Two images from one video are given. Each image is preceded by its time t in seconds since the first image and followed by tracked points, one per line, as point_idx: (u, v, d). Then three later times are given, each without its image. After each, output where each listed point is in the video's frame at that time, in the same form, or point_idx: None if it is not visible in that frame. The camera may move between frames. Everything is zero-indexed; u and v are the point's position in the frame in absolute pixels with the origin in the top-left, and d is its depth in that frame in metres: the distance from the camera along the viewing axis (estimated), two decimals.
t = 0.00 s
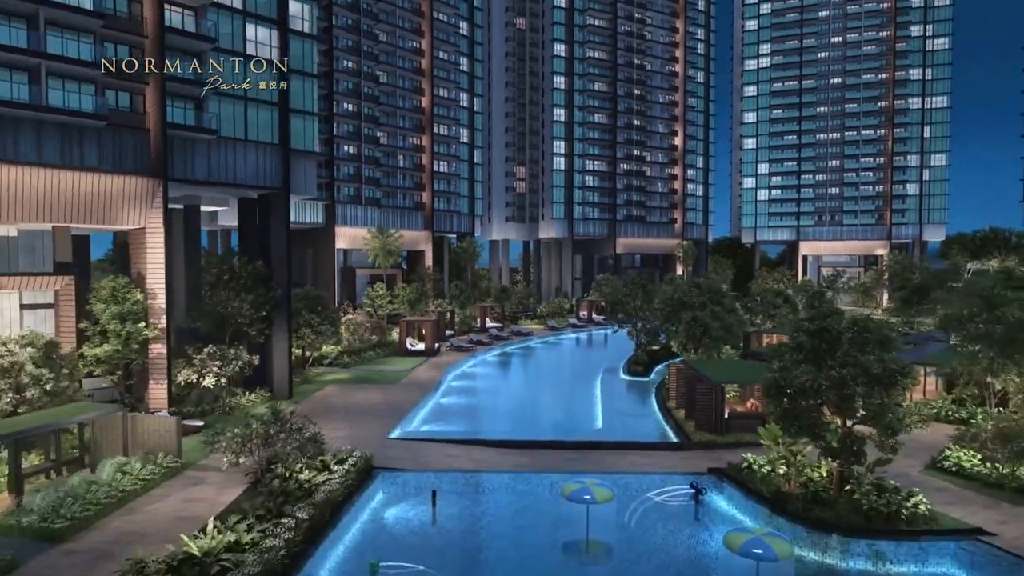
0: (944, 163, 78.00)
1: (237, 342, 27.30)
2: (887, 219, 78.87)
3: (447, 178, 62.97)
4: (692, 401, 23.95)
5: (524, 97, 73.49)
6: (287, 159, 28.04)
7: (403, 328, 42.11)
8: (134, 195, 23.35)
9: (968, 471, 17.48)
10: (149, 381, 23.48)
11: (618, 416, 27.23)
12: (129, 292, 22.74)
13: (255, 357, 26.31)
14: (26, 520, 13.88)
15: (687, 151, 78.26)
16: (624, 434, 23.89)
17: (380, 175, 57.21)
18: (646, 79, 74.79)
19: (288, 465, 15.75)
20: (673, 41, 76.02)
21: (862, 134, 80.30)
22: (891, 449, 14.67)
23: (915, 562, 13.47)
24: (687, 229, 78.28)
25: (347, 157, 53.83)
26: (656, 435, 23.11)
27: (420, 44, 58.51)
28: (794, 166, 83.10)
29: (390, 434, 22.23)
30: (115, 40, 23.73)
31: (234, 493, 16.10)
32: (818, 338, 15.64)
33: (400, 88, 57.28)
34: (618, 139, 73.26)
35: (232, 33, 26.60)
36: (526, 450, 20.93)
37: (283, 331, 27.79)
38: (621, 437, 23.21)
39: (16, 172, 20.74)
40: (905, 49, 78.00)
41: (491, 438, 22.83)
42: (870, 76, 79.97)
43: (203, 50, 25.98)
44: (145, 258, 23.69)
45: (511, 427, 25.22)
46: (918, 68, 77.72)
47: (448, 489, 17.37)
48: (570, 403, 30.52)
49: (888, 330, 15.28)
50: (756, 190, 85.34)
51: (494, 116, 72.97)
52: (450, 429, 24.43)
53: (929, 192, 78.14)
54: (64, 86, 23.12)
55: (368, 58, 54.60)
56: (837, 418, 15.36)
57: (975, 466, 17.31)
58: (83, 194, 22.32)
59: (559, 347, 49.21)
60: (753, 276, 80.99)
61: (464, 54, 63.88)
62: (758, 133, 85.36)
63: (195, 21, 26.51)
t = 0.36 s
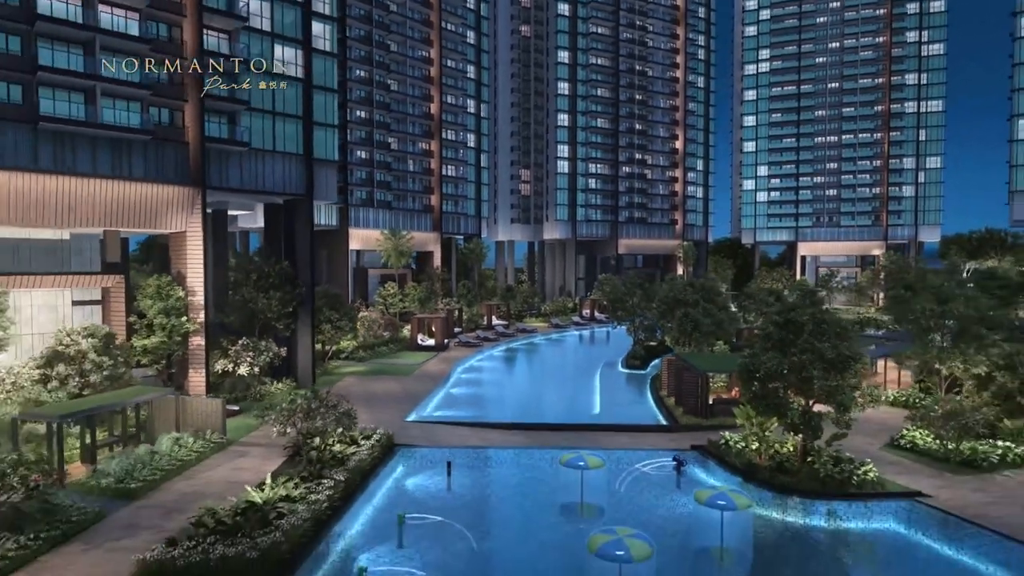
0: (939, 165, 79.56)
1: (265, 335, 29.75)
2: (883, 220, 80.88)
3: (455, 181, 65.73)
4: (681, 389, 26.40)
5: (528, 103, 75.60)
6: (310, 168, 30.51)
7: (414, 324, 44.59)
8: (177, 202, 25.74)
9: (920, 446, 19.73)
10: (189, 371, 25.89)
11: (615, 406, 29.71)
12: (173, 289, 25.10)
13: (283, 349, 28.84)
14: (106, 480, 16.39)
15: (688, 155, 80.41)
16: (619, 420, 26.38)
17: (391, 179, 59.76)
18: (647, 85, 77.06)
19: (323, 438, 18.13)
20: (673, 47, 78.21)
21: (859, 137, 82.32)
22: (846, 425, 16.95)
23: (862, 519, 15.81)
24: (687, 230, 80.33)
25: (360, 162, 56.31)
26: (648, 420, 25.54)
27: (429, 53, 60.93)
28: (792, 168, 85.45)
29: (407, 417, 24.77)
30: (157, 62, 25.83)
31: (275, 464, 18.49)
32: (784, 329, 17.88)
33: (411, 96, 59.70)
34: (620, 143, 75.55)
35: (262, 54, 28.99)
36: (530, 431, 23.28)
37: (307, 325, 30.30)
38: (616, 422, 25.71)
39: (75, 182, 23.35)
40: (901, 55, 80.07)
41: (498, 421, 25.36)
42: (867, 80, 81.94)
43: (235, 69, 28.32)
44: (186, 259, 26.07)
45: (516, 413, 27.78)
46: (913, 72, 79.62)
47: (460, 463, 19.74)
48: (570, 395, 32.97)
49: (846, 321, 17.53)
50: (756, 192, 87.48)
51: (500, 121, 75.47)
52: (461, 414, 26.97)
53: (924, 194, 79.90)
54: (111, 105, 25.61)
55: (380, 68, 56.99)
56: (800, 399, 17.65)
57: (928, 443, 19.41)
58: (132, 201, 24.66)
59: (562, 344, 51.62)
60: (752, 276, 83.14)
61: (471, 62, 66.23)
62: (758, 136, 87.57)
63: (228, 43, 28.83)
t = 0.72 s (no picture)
0: (935, 168, 81.51)
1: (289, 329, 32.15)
2: (880, 221, 82.82)
3: (462, 184, 67.99)
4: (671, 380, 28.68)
5: (533, 107, 77.65)
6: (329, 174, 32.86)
7: (424, 321, 46.95)
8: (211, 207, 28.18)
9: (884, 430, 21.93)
10: (220, 362, 28.21)
11: (612, 396, 32.12)
12: (206, 287, 27.40)
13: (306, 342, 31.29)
14: (161, 452, 18.72)
15: (689, 157, 82.41)
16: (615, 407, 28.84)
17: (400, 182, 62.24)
18: (648, 90, 79.14)
19: (348, 418, 20.51)
20: (674, 53, 80.26)
21: (857, 140, 84.13)
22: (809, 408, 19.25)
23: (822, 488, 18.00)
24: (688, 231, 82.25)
25: (372, 166, 58.75)
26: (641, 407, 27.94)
27: (437, 61, 63.27)
28: (792, 170, 87.53)
29: (420, 404, 27.28)
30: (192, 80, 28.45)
31: (306, 441, 20.80)
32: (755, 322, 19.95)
33: (420, 102, 61.97)
34: (623, 146, 77.73)
35: (287, 70, 31.27)
36: (533, 415, 25.58)
37: (327, 321, 32.72)
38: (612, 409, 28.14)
39: (120, 190, 25.87)
40: (898, 59, 81.62)
41: (504, 408, 27.81)
42: (865, 84, 83.72)
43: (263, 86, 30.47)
44: (218, 260, 28.52)
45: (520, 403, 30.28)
46: (910, 77, 81.38)
47: (469, 442, 22.02)
48: (571, 388, 35.36)
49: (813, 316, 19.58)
50: (756, 194, 89.44)
51: (506, 125, 77.87)
52: (469, 402, 29.41)
53: (920, 195, 81.88)
54: (156, 118, 28.25)
55: (390, 76, 59.25)
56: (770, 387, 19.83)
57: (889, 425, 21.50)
58: (171, 207, 27.11)
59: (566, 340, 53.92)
60: (752, 275, 85.15)
61: (477, 69, 68.56)
62: (758, 139, 89.69)
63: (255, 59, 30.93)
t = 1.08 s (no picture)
0: (933, 169, 83.44)
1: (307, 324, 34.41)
2: (879, 221, 84.40)
3: (469, 186, 70.05)
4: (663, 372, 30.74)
5: (538, 111, 80.10)
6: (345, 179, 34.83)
7: (432, 319, 49.13)
8: (237, 212, 30.50)
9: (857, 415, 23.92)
10: (245, 354, 30.47)
11: (609, 388, 34.20)
12: (233, 285, 29.66)
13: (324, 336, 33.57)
14: (201, 432, 20.87)
15: (690, 159, 84.30)
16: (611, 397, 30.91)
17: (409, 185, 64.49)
18: (651, 94, 80.94)
19: (366, 403, 22.70)
20: (676, 58, 82.23)
21: (856, 142, 85.69)
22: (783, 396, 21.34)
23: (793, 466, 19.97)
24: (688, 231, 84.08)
25: (382, 170, 61.01)
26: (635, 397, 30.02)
27: (445, 68, 65.38)
28: (792, 172, 89.20)
29: (430, 393, 29.45)
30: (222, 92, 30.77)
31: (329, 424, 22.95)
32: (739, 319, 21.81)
33: (427, 107, 64.04)
34: (625, 149, 79.70)
35: (306, 83, 33.91)
36: (535, 404, 27.63)
37: (342, 316, 34.93)
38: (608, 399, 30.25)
39: (156, 196, 28.22)
40: (896, 63, 83.38)
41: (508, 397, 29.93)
42: (864, 87, 85.32)
43: (284, 97, 33.20)
44: (243, 260, 30.85)
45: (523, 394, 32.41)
46: (908, 80, 83.04)
47: (475, 427, 24.13)
48: (571, 381, 37.43)
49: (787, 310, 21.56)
50: (756, 195, 90.83)
51: (511, 128, 80.01)
52: (475, 393, 31.53)
53: (919, 196, 83.54)
54: (190, 130, 30.73)
55: (399, 83, 61.33)
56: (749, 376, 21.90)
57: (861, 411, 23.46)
58: (201, 212, 29.44)
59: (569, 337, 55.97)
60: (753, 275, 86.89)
61: (484, 75, 70.70)
62: (759, 141, 91.47)
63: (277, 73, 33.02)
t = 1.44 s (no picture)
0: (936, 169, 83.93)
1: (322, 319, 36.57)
2: (881, 222, 85.50)
3: (477, 188, 71.87)
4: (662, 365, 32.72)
5: (545, 114, 82.09)
6: (358, 183, 36.96)
7: (442, 316, 51.24)
8: (259, 215, 32.69)
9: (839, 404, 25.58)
10: (266, 347, 32.61)
11: (607, 381, 36.17)
12: (255, 284, 31.86)
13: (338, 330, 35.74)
14: (230, 416, 22.97)
15: (694, 160, 85.95)
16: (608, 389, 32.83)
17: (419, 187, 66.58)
18: (656, 97, 82.70)
19: (380, 391, 24.72)
20: (680, 61, 83.94)
21: (859, 143, 86.92)
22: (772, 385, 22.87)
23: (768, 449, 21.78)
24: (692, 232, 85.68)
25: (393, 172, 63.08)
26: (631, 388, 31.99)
27: (454, 73, 67.48)
28: (796, 172, 90.49)
29: (438, 384, 31.64)
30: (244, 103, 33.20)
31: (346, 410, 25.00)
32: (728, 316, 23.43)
33: (437, 111, 66.03)
34: (630, 151, 81.52)
35: (321, 95, 35.72)
36: (536, 394, 29.57)
37: (356, 312, 37.12)
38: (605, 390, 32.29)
39: (185, 201, 30.44)
40: (899, 65, 84.65)
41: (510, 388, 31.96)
42: (867, 89, 86.56)
43: (303, 107, 34.95)
44: (264, 259, 32.94)
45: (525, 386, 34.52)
46: (911, 81, 84.16)
47: (480, 414, 26.11)
48: (571, 375, 39.45)
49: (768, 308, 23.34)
50: (760, 196, 92.35)
51: (519, 131, 81.97)
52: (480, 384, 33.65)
53: (922, 196, 84.29)
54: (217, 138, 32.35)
55: (410, 88, 63.39)
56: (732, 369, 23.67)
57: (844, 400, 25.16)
58: (225, 215, 31.62)
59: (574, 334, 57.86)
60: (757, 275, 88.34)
61: (492, 80, 72.65)
62: (763, 142, 92.89)
63: (296, 86, 35.04)
